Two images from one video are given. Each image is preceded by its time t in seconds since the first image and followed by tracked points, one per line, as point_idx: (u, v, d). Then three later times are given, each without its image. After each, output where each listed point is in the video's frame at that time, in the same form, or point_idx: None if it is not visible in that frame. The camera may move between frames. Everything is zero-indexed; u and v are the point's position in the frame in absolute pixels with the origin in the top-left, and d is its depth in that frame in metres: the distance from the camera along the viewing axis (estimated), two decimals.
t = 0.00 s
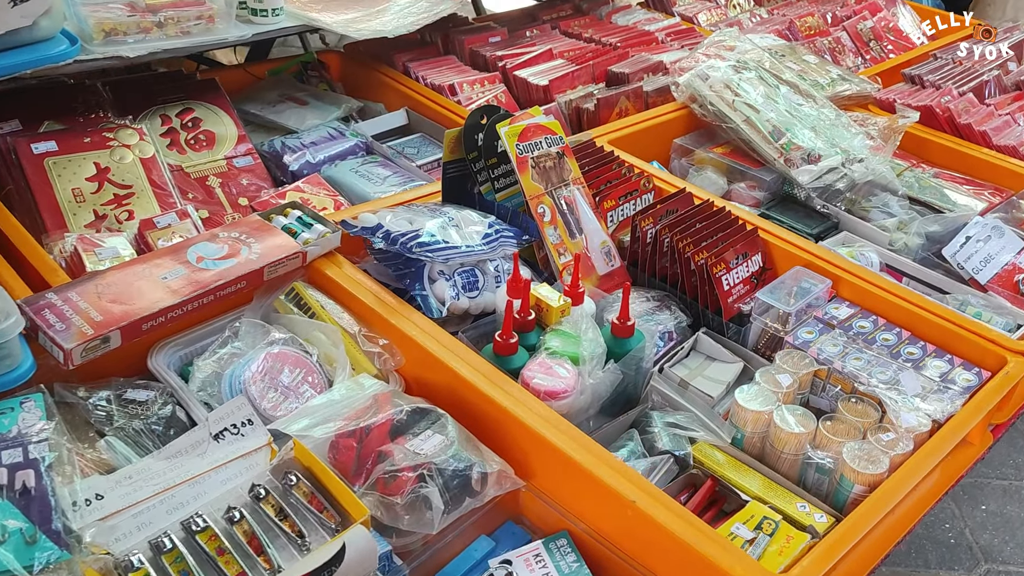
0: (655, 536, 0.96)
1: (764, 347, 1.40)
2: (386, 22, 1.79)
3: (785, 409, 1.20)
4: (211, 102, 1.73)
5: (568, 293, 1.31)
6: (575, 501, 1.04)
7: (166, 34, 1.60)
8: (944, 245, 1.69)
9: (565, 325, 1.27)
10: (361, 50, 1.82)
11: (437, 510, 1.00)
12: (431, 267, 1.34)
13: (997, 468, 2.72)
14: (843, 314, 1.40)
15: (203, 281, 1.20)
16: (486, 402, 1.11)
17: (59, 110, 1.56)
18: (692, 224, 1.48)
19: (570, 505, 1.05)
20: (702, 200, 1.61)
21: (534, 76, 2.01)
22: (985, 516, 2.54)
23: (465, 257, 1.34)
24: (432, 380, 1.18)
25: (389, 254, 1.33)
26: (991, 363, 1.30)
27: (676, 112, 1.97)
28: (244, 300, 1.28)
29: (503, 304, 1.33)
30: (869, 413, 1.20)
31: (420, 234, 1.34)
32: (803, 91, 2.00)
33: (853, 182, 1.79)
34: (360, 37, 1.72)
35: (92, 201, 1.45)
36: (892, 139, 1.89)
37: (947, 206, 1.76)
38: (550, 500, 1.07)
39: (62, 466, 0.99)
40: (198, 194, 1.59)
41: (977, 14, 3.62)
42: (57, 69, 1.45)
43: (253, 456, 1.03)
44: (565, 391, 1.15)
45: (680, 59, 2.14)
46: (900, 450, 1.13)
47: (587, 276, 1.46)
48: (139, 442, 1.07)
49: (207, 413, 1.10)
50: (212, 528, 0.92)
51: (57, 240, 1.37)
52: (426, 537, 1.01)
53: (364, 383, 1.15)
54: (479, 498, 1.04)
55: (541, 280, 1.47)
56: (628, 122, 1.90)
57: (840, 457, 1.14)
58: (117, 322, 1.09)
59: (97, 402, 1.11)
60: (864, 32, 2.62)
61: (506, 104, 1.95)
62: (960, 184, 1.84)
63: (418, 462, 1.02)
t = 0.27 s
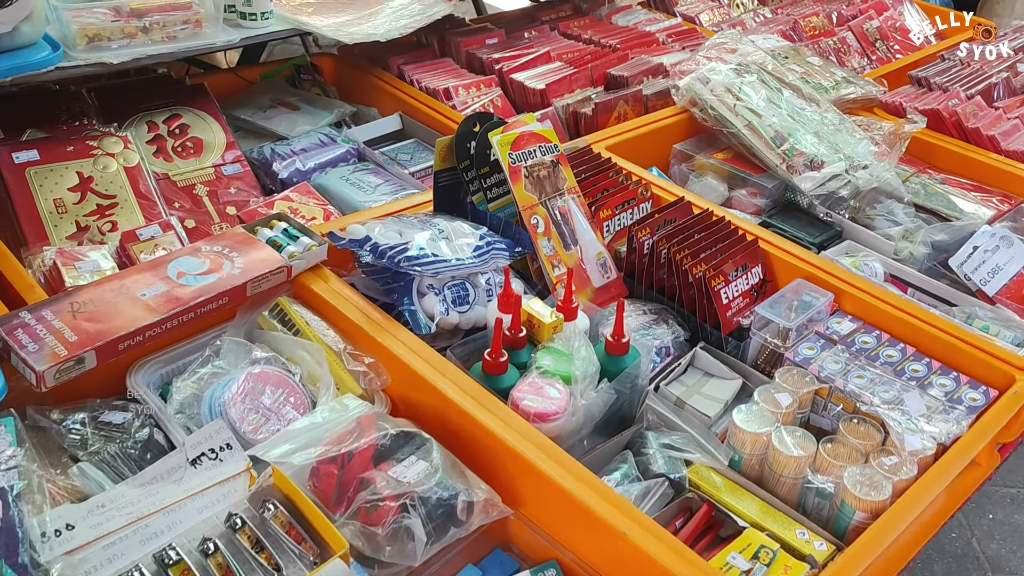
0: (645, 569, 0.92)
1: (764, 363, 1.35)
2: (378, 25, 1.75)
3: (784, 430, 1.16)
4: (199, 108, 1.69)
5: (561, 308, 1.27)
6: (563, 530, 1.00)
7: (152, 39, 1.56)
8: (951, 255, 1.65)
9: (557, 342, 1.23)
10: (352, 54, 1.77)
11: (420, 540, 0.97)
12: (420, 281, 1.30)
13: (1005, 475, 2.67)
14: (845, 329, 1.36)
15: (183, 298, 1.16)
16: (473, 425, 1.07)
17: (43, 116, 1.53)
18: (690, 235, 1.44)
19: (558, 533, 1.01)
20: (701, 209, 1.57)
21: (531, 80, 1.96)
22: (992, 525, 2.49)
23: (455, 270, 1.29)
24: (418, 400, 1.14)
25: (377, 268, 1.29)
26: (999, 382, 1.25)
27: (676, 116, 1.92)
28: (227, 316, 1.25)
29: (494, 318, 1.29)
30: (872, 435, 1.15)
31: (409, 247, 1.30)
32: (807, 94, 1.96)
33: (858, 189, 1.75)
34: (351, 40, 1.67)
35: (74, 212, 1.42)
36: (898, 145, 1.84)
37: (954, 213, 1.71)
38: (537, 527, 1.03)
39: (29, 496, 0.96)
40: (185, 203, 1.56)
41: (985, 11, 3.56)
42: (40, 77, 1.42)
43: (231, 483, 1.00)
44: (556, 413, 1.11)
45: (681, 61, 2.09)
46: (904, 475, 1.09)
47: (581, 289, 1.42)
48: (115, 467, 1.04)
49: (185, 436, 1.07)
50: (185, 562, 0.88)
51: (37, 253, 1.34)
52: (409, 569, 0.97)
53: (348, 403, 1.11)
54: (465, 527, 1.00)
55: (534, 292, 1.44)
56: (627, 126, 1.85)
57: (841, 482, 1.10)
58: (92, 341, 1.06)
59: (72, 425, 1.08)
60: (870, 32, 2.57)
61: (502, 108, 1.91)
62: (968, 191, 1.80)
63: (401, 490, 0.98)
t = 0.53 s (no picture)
0: None
1: (764, 384, 1.31)
2: (367, 32, 1.68)
3: (785, 458, 1.12)
4: (183, 118, 1.65)
5: (553, 329, 1.23)
6: (553, 568, 0.96)
7: (133, 48, 1.51)
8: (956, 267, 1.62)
9: (549, 365, 1.18)
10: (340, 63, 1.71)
11: None
12: (408, 301, 1.25)
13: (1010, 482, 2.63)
14: (848, 348, 1.31)
15: (160, 321, 1.12)
16: (460, 457, 1.03)
17: (20, 128, 1.49)
18: (687, 251, 1.40)
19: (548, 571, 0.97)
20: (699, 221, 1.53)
21: (525, 85, 1.92)
22: (997, 534, 2.46)
23: (444, 289, 1.25)
24: (404, 428, 1.10)
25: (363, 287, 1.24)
26: (1008, 406, 1.20)
27: (674, 123, 1.88)
28: (207, 339, 1.20)
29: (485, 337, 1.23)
30: (877, 463, 1.11)
31: (397, 265, 1.25)
32: (808, 100, 1.91)
33: (861, 199, 1.70)
34: (337, 48, 1.61)
35: (51, 228, 1.38)
36: (902, 152, 1.80)
37: (960, 224, 1.67)
38: (527, 564, 0.99)
39: None
40: (168, 216, 1.51)
41: (989, 10, 3.51)
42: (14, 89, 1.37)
43: (207, 520, 0.95)
44: (547, 443, 1.07)
45: (679, 66, 2.05)
46: (911, 507, 1.04)
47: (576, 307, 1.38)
48: (87, 502, 1.00)
49: (162, 469, 1.03)
50: None
51: (12, 273, 1.30)
52: None
53: (330, 433, 1.07)
54: (451, 566, 0.96)
55: (527, 310, 1.40)
56: (623, 134, 1.81)
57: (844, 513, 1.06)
58: (63, 370, 1.01)
59: (42, 458, 1.04)
60: (873, 34, 2.52)
61: (496, 114, 1.86)
62: (974, 200, 1.76)
63: (384, 529, 0.94)
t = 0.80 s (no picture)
0: None
1: (770, 394, 1.26)
2: (355, 30, 1.65)
3: (795, 474, 1.07)
4: (165, 119, 1.59)
5: (551, 339, 1.18)
6: None
7: (112, 47, 1.45)
8: (965, 270, 1.58)
9: (548, 378, 1.13)
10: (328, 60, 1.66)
11: None
12: (399, 311, 1.20)
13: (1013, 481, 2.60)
14: (857, 356, 1.26)
15: (140, 335, 1.07)
16: (455, 478, 0.98)
17: None
18: (689, 256, 1.35)
19: None
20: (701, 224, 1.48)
21: (520, 82, 1.86)
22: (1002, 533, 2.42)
23: (437, 298, 1.19)
24: (395, 446, 1.05)
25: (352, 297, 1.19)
26: None
27: (673, 120, 1.83)
28: (190, 353, 1.15)
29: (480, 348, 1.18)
30: (890, 479, 1.07)
31: (389, 273, 1.20)
32: (811, 96, 1.86)
33: (867, 199, 1.66)
34: (325, 46, 1.57)
35: (27, 235, 1.32)
36: (908, 150, 1.75)
37: (969, 224, 1.63)
38: None
39: None
40: (152, 222, 1.46)
41: None
42: None
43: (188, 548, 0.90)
44: (546, 462, 1.01)
45: (679, 62, 2.00)
46: (926, 526, 0.99)
47: (575, 316, 1.33)
48: (62, 530, 0.94)
49: (141, 492, 0.98)
50: None
51: None
52: None
53: (319, 452, 1.02)
54: None
55: (524, 318, 1.34)
56: (621, 133, 1.75)
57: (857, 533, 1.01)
58: (37, 390, 0.96)
59: (14, 483, 0.98)
60: (875, 27, 2.48)
61: (489, 112, 1.80)
62: (982, 199, 1.72)
63: (376, 557, 0.88)
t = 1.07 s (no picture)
0: None
1: (774, 390, 1.20)
2: (336, 10, 1.57)
3: (803, 476, 1.01)
4: (137, 104, 1.51)
5: (545, 334, 1.11)
6: None
7: (77, 28, 1.37)
8: (971, 258, 1.53)
9: (541, 376, 1.07)
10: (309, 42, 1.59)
11: None
12: (384, 306, 1.13)
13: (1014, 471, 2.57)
14: (864, 350, 1.21)
15: (106, 334, 0.99)
16: (442, 484, 0.91)
17: None
18: (688, 245, 1.29)
19: None
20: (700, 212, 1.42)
21: (509, 65, 1.79)
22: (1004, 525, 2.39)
23: (424, 292, 1.13)
24: (379, 450, 0.99)
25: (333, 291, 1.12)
26: None
27: (669, 104, 1.76)
28: (161, 352, 1.08)
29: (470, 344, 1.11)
30: (903, 480, 1.01)
31: (372, 266, 1.14)
32: (811, 78, 1.80)
33: (870, 184, 1.60)
34: (304, 27, 1.49)
35: None
36: (911, 134, 1.70)
37: (975, 210, 1.58)
38: None
39: None
40: (123, 212, 1.38)
41: None
42: None
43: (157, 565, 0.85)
44: (540, 466, 0.95)
45: (674, 43, 1.93)
46: (943, 531, 0.94)
47: (569, 309, 1.26)
48: (20, 546, 0.87)
49: (107, 504, 0.91)
50: None
51: None
52: None
53: (298, 458, 0.95)
54: None
55: (515, 312, 1.28)
56: (615, 116, 1.69)
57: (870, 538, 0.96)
58: None
59: None
60: (872, 7, 2.42)
61: (478, 96, 1.73)
62: (987, 184, 1.66)
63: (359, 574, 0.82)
